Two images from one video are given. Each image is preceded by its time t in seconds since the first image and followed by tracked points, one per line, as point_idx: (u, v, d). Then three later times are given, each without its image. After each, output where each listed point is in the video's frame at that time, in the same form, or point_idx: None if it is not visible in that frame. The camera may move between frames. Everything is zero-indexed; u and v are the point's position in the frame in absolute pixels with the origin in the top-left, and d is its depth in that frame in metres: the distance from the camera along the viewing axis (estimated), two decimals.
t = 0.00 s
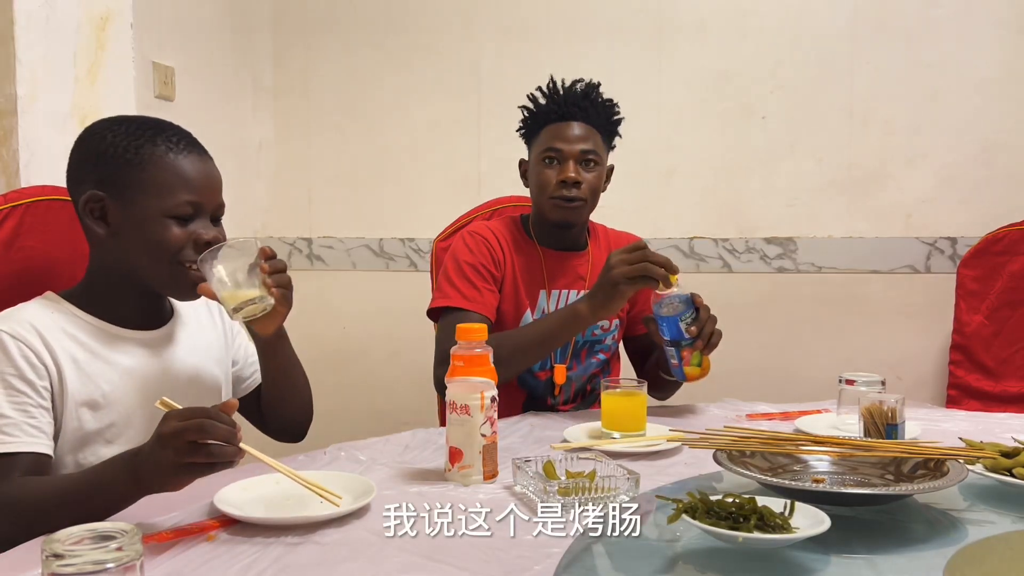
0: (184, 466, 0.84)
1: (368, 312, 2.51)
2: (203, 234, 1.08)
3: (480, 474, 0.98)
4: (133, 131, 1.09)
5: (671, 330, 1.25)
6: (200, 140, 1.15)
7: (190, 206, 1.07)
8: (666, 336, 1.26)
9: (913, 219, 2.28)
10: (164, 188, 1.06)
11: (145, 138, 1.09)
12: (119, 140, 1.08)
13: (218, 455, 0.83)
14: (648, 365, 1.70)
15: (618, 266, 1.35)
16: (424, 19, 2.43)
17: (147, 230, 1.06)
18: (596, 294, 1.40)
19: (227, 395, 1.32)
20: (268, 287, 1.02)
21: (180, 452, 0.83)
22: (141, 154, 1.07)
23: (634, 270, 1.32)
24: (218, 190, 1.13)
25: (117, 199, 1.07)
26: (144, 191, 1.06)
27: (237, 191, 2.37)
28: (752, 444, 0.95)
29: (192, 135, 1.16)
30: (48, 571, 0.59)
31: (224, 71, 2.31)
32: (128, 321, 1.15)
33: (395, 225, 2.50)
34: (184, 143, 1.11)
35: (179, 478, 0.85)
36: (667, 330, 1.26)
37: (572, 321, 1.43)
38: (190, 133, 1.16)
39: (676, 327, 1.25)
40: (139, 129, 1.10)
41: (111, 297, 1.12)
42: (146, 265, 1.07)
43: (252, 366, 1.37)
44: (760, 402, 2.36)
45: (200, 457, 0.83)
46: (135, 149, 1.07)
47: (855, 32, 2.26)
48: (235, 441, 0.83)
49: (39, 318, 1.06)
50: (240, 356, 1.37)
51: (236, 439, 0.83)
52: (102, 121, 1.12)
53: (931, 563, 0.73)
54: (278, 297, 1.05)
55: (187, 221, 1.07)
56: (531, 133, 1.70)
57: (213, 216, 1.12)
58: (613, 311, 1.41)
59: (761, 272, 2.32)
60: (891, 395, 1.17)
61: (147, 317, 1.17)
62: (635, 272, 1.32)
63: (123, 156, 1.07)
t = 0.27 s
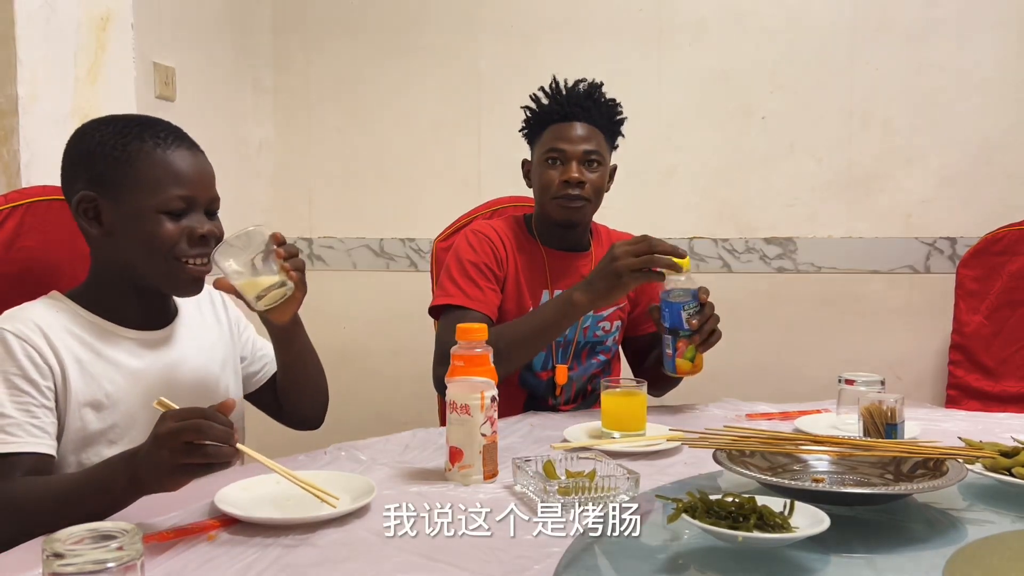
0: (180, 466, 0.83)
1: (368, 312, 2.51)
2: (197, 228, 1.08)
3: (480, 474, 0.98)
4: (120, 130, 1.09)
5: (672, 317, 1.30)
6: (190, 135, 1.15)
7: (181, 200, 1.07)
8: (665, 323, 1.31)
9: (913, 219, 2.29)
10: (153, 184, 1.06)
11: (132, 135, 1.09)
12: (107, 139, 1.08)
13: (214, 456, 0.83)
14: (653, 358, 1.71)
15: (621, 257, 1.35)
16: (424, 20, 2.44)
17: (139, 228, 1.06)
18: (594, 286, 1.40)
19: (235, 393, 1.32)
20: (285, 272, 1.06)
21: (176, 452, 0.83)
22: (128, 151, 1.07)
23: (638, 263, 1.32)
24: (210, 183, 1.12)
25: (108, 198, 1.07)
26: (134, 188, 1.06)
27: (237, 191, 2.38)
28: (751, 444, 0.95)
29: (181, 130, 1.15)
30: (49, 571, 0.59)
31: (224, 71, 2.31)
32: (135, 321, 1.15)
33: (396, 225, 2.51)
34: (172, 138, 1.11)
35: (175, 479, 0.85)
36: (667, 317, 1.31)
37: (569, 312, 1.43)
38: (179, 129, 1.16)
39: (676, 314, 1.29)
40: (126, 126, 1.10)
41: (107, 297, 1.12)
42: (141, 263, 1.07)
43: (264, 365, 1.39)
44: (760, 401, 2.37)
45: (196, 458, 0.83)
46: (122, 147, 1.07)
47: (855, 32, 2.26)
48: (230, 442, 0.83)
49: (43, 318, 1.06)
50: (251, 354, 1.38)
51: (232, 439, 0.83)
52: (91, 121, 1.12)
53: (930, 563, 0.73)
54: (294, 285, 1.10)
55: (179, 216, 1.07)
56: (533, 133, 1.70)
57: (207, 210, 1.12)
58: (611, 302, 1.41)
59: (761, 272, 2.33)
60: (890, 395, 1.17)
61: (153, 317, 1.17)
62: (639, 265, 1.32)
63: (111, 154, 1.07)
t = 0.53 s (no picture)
0: (175, 466, 0.84)
1: (368, 312, 2.51)
2: (208, 217, 1.10)
3: (480, 474, 0.98)
4: (118, 128, 1.09)
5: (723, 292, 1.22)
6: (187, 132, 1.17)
7: (191, 190, 1.09)
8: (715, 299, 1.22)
9: (913, 219, 2.29)
10: (163, 176, 1.07)
11: (132, 131, 1.09)
12: (108, 137, 1.08)
13: (210, 456, 0.83)
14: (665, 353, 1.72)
15: (609, 278, 1.35)
16: (424, 19, 2.44)
17: (151, 221, 1.06)
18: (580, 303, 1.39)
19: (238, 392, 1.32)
20: (290, 257, 1.12)
21: (172, 453, 0.83)
22: (133, 146, 1.07)
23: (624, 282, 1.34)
24: (211, 175, 1.14)
25: (117, 194, 1.06)
26: (143, 182, 1.06)
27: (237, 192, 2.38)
28: (751, 444, 0.95)
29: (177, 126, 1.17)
30: (48, 570, 0.59)
31: (224, 71, 2.31)
32: (137, 321, 1.15)
33: (396, 225, 2.51)
34: (172, 133, 1.12)
35: (171, 478, 0.85)
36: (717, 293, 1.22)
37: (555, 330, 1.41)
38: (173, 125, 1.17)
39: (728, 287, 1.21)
40: (124, 124, 1.10)
41: (115, 294, 1.11)
42: (153, 258, 1.08)
43: (270, 366, 1.38)
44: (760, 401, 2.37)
45: (192, 457, 0.83)
46: (126, 142, 1.08)
47: (855, 33, 2.26)
48: (227, 441, 0.83)
49: (46, 318, 1.06)
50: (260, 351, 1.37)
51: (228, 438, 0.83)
52: (86, 121, 1.11)
53: (930, 563, 0.73)
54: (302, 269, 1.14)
55: (190, 207, 1.09)
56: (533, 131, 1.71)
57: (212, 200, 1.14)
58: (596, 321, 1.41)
59: (761, 272, 2.33)
60: (890, 395, 1.17)
61: (155, 317, 1.17)
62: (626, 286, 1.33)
63: (114, 151, 1.07)
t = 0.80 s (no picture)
0: (182, 462, 0.84)
1: (368, 312, 2.51)
2: (217, 212, 1.12)
3: (480, 474, 0.98)
4: (124, 127, 1.11)
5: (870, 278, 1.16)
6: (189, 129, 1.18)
7: (201, 184, 1.11)
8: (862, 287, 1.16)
9: (913, 219, 2.28)
10: (173, 170, 1.09)
11: (139, 129, 1.10)
12: (114, 136, 1.10)
13: (219, 450, 0.83)
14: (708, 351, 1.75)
15: (563, 371, 1.43)
16: (424, 20, 2.44)
17: (162, 216, 1.07)
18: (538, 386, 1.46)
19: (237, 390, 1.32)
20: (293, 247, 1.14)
21: (180, 449, 0.83)
22: (140, 143, 1.09)
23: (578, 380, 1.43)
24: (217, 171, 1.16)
25: (129, 192, 1.08)
26: (154, 178, 1.08)
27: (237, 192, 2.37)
28: (751, 444, 0.95)
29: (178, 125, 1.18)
30: (48, 570, 0.59)
31: (224, 71, 2.31)
32: (137, 320, 1.15)
33: (395, 225, 2.51)
34: (177, 130, 1.14)
35: (179, 475, 0.85)
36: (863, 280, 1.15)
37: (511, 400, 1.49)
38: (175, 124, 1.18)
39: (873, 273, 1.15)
40: (130, 124, 1.11)
41: (126, 291, 1.12)
42: (164, 252, 1.09)
43: (271, 364, 1.37)
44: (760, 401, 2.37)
45: (200, 452, 0.83)
46: (134, 139, 1.09)
47: (855, 33, 2.26)
48: (236, 436, 0.83)
49: (46, 318, 1.06)
50: (260, 349, 1.36)
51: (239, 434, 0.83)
52: (91, 122, 1.13)
53: (930, 563, 0.73)
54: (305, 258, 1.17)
55: (200, 202, 1.10)
56: (541, 127, 1.68)
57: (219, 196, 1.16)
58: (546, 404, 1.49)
59: (761, 272, 2.32)
60: (890, 395, 1.17)
61: (155, 316, 1.17)
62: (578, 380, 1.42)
63: (122, 149, 1.09)
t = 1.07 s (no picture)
0: (179, 463, 0.84)
1: (368, 311, 2.51)
2: (209, 209, 1.10)
3: (480, 474, 0.98)
4: (114, 128, 1.11)
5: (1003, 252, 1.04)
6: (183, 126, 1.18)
7: (190, 181, 1.10)
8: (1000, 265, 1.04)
9: (913, 219, 2.29)
10: (162, 167, 1.09)
11: (129, 127, 1.11)
12: (103, 136, 1.10)
13: (214, 453, 0.83)
14: (731, 353, 1.70)
15: (554, 383, 1.42)
16: (425, 19, 2.44)
17: (153, 214, 1.07)
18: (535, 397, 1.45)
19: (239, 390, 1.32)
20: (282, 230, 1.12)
21: (177, 450, 0.83)
22: (129, 142, 1.09)
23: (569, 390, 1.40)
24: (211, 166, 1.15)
25: (119, 192, 1.08)
26: (144, 177, 1.08)
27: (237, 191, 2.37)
28: (751, 444, 0.95)
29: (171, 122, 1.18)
30: (48, 570, 0.59)
31: (224, 71, 2.31)
32: (138, 321, 1.15)
33: (395, 225, 2.51)
34: (169, 127, 1.14)
35: (176, 476, 0.85)
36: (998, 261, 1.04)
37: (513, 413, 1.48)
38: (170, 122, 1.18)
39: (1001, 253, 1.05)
40: (120, 123, 1.12)
41: (121, 292, 1.12)
42: (158, 251, 1.09)
43: (275, 365, 1.37)
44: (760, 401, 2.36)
45: (196, 455, 0.83)
46: (123, 139, 1.09)
47: (855, 33, 2.26)
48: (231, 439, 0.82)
49: (45, 319, 1.06)
50: (270, 346, 1.37)
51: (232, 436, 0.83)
52: (85, 123, 1.14)
53: (930, 563, 0.73)
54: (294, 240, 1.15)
55: (191, 199, 1.10)
56: (549, 121, 1.70)
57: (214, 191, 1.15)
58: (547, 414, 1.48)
59: (761, 272, 2.32)
60: (891, 395, 1.17)
61: (155, 316, 1.17)
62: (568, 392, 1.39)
63: (111, 149, 1.09)
